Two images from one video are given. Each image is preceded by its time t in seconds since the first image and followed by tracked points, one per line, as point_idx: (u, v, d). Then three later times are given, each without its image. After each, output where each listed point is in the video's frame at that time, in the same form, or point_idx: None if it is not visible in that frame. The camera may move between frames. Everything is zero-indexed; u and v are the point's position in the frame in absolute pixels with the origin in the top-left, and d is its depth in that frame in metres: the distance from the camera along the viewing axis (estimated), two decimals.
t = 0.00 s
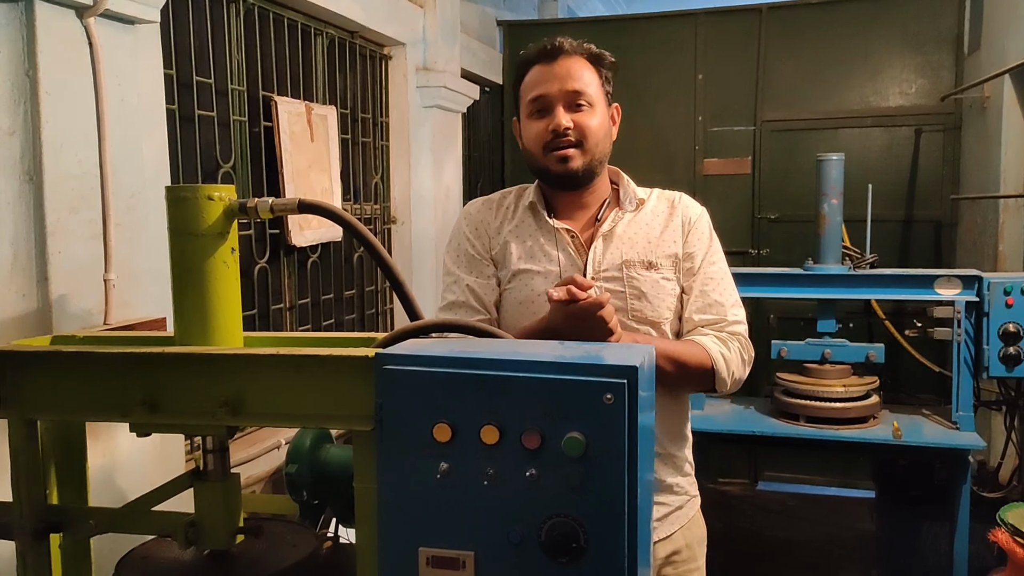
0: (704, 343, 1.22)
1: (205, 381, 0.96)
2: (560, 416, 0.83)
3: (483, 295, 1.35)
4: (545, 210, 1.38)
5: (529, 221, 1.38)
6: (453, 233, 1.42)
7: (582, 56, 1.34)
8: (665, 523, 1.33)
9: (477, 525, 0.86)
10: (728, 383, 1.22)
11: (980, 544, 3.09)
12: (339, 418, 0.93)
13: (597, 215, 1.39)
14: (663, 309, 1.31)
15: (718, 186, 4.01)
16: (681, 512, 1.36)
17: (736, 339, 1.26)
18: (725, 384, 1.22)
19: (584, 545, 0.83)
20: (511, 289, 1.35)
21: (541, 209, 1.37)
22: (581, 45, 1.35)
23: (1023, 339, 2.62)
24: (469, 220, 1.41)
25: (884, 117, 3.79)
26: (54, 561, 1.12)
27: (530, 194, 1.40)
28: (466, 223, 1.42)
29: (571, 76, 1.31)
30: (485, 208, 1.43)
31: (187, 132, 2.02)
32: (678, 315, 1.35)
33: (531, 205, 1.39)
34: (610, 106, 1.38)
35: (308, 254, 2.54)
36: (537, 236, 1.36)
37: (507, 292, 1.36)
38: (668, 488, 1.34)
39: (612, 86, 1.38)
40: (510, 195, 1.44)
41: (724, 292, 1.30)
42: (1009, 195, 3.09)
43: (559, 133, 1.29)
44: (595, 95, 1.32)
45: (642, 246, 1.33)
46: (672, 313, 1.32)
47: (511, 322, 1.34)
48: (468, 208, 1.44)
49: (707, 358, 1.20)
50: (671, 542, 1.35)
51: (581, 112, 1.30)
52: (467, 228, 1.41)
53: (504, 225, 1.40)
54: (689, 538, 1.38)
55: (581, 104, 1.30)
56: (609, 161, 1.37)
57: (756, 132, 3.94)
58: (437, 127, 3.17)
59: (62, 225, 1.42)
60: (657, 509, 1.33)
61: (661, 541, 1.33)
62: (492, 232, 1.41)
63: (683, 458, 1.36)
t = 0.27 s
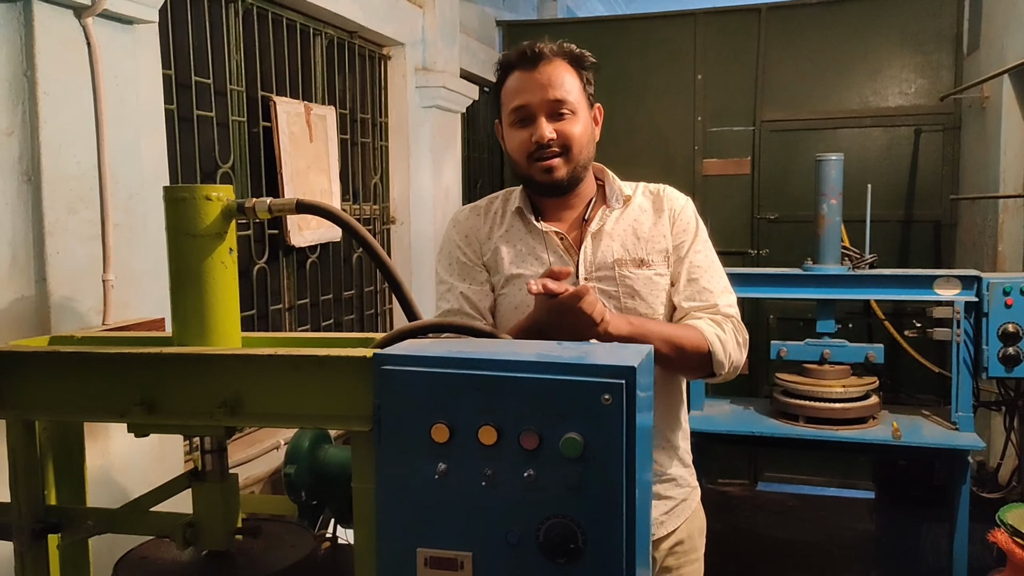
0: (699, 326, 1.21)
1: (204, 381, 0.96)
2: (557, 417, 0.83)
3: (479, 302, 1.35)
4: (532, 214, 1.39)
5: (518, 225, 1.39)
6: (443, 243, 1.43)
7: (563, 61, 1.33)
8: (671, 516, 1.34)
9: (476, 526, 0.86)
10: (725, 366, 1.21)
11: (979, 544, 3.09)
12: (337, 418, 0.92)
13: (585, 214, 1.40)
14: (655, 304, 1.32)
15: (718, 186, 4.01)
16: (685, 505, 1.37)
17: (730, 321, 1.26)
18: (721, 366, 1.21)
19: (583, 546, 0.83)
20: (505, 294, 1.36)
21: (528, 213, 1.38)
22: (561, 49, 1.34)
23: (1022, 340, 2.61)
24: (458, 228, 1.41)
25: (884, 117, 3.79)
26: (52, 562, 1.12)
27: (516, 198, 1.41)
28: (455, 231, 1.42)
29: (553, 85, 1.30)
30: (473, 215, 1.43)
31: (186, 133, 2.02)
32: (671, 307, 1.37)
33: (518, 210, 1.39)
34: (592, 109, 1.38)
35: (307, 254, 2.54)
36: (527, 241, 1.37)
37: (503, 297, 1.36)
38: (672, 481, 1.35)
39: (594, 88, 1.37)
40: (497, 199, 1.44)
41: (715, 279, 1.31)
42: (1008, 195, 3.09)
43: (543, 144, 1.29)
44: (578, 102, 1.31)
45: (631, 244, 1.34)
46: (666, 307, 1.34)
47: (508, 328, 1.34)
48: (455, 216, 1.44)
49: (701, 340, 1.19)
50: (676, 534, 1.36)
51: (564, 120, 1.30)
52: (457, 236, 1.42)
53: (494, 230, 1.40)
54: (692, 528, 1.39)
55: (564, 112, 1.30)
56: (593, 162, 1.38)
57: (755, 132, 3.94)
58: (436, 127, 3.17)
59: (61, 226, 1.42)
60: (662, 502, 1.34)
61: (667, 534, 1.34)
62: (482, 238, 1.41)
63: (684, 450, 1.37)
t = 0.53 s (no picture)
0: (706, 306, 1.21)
1: (202, 380, 0.96)
2: (556, 416, 0.82)
3: (475, 300, 1.34)
4: (528, 213, 1.39)
5: (514, 224, 1.39)
6: (439, 242, 1.42)
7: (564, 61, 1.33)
8: (668, 512, 1.35)
9: (474, 526, 0.86)
10: (729, 348, 1.21)
11: (979, 544, 3.09)
12: (335, 417, 0.92)
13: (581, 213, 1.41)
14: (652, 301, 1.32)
15: (718, 185, 4.01)
16: (682, 499, 1.37)
17: (733, 309, 1.26)
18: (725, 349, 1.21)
19: (581, 545, 0.83)
20: (501, 294, 1.35)
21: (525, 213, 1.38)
22: (562, 48, 1.34)
23: (1022, 339, 2.62)
24: (454, 228, 1.41)
25: (884, 117, 3.79)
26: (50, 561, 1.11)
27: (512, 198, 1.41)
28: (451, 231, 1.42)
29: (554, 85, 1.30)
30: (469, 216, 1.43)
31: (186, 132, 2.01)
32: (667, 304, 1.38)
33: (514, 209, 1.40)
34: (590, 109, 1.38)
35: (307, 254, 2.54)
36: (524, 239, 1.37)
37: (501, 296, 1.35)
38: (668, 477, 1.35)
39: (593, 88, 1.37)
40: (492, 200, 1.45)
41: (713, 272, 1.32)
42: (1008, 195, 3.09)
43: (543, 144, 1.29)
44: (578, 102, 1.31)
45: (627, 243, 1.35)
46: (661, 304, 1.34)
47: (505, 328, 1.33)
48: (450, 217, 1.45)
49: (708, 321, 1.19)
50: (674, 528, 1.37)
51: (564, 120, 1.30)
52: (453, 236, 1.42)
53: (490, 229, 1.40)
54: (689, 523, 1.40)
55: (565, 112, 1.30)
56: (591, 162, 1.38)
57: (755, 132, 3.94)
58: (436, 127, 3.16)
59: (59, 225, 1.42)
60: (659, 499, 1.34)
61: (665, 529, 1.35)
62: (478, 237, 1.41)
63: (679, 447, 1.37)
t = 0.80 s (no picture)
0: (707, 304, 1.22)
1: (201, 380, 0.96)
2: (555, 417, 0.82)
3: (470, 299, 1.33)
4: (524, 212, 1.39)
5: (510, 223, 1.39)
6: (434, 240, 1.42)
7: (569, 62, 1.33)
8: (664, 510, 1.35)
9: (474, 527, 0.86)
10: (725, 347, 1.21)
11: (979, 545, 3.09)
12: (335, 418, 0.92)
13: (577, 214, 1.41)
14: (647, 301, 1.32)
15: (718, 185, 4.00)
16: (677, 497, 1.37)
17: (729, 309, 1.26)
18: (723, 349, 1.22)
19: (580, 546, 0.82)
20: (497, 293, 1.35)
21: (520, 213, 1.38)
22: (565, 49, 1.34)
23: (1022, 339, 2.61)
24: (449, 227, 1.41)
25: (884, 117, 3.79)
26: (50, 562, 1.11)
27: (509, 197, 1.41)
28: (447, 229, 1.42)
29: (559, 85, 1.30)
30: (465, 214, 1.43)
31: (185, 133, 2.01)
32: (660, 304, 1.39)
33: (510, 208, 1.40)
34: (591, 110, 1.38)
35: (306, 254, 2.54)
36: (520, 238, 1.37)
37: (498, 295, 1.35)
38: (664, 476, 1.35)
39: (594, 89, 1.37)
40: (489, 199, 1.45)
41: (708, 271, 1.32)
42: (1008, 195, 3.09)
43: (546, 144, 1.29)
44: (581, 103, 1.32)
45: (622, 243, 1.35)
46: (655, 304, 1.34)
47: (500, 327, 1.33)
48: (446, 215, 1.44)
49: (709, 321, 1.19)
50: (670, 527, 1.36)
51: (567, 121, 1.30)
52: (448, 234, 1.41)
53: (486, 228, 1.40)
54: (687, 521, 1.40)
55: (568, 113, 1.30)
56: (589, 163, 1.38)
57: (755, 132, 3.94)
58: (435, 127, 3.16)
59: (58, 225, 1.42)
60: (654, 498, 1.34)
61: (662, 528, 1.35)
62: (474, 236, 1.41)
63: (674, 446, 1.37)
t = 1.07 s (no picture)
0: (689, 313, 1.21)
1: (202, 379, 0.96)
2: (556, 417, 0.82)
3: (470, 297, 1.33)
4: (523, 212, 1.39)
5: (510, 221, 1.39)
6: (435, 237, 1.42)
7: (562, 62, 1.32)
8: (663, 508, 1.34)
9: (474, 527, 0.85)
10: (707, 357, 1.21)
11: (982, 544, 3.08)
12: (335, 418, 0.92)
13: (576, 213, 1.41)
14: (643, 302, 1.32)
15: (719, 184, 4.00)
16: (677, 494, 1.37)
17: (717, 314, 1.25)
18: (704, 357, 1.21)
19: (582, 546, 0.82)
20: (497, 291, 1.35)
21: (519, 212, 1.38)
22: (559, 49, 1.33)
23: None
24: (450, 225, 1.41)
25: (886, 116, 3.78)
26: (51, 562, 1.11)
27: (509, 196, 1.41)
28: (447, 227, 1.41)
29: (550, 86, 1.29)
30: (465, 212, 1.43)
31: (186, 132, 2.01)
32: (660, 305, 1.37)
33: (510, 208, 1.39)
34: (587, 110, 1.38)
35: (308, 254, 2.54)
36: (519, 237, 1.37)
37: (498, 293, 1.35)
38: (663, 474, 1.35)
39: (590, 88, 1.37)
40: (489, 198, 1.44)
41: (702, 271, 1.33)
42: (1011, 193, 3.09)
43: (537, 146, 1.28)
44: (574, 104, 1.31)
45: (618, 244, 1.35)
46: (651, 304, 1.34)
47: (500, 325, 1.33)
48: (446, 214, 1.44)
49: (691, 329, 1.18)
50: (670, 524, 1.36)
51: (559, 122, 1.30)
52: (449, 232, 1.41)
53: (486, 227, 1.40)
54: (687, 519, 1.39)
55: (560, 114, 1.29)
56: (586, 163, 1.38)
57: (757, 131, 3.93)
58: (436, 127, 3.16)
59: (59, 225, 1.41)
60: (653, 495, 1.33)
61: (662, 525, 1.35)
62: (474, 234, 1.41)
63: (672, 444, 1.36)
